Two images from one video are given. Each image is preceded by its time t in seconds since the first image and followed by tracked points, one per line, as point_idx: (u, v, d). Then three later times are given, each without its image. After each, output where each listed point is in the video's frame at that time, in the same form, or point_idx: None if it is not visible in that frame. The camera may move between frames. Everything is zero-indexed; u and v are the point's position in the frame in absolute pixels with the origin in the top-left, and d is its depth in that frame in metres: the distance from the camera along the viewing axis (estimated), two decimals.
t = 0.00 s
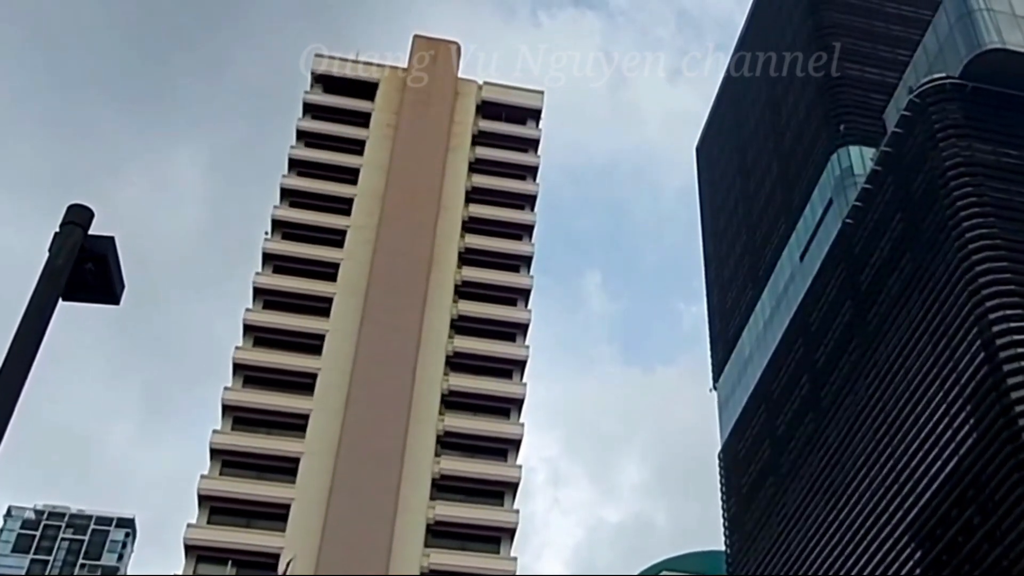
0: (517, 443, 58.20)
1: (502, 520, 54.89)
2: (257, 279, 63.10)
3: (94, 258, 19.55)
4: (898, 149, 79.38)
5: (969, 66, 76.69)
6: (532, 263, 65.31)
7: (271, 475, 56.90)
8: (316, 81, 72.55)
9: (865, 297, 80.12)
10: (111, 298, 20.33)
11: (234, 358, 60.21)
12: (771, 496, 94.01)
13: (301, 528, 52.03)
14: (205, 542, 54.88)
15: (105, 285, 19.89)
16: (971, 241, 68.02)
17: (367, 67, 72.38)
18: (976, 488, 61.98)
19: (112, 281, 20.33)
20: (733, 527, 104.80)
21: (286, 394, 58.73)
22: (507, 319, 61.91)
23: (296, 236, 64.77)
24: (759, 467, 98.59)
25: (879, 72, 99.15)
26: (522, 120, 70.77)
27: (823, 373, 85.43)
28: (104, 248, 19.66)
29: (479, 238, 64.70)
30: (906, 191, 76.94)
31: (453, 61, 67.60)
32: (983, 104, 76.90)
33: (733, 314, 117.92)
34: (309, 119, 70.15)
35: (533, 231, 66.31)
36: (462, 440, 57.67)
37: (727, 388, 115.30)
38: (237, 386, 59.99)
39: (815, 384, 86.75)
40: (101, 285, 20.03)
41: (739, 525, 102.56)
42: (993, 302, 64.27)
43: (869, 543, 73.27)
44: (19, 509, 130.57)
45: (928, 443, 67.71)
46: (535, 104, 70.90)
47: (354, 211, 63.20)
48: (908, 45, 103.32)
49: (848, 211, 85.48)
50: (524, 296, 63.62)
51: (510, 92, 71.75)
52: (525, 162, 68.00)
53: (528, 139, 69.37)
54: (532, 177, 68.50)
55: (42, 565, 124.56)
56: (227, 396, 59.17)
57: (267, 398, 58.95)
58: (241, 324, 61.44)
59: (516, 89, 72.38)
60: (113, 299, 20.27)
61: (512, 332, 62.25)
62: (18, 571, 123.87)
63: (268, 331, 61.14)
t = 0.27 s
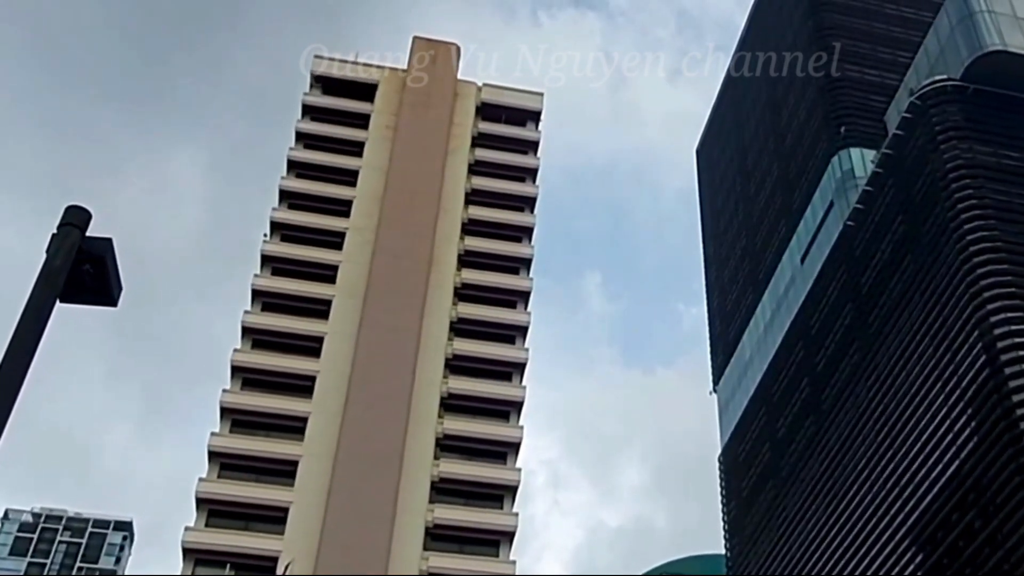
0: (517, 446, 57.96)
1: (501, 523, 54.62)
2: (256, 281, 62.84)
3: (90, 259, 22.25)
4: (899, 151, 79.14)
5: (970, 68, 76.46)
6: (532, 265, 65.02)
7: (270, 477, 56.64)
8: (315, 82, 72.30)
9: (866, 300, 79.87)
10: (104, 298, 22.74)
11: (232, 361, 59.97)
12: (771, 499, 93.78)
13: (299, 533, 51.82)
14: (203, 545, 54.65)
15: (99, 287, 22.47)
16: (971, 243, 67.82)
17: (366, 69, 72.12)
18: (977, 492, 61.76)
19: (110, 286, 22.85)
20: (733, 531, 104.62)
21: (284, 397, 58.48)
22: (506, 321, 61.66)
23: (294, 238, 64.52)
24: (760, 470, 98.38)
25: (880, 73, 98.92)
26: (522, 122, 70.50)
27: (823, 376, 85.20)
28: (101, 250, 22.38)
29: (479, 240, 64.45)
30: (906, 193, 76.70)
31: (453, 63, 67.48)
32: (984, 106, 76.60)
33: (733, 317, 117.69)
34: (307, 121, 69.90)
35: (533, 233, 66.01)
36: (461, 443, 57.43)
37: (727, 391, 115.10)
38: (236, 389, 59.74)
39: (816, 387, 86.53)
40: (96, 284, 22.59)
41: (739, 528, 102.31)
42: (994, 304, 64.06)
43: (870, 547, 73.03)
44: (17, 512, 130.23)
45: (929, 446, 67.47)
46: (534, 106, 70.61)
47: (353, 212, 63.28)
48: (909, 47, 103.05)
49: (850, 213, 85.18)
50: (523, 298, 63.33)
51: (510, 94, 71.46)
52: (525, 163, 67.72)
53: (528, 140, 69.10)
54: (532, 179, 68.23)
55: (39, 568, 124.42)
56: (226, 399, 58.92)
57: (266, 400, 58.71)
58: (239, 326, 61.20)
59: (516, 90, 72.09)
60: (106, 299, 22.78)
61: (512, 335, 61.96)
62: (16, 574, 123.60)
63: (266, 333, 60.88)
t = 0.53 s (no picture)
0: (516, 448, 57.75)
1: (500, 526, 54.39)
2: (254, 282, 62.62)
3: (87, 260, 21.96)
4: (899, 152, 78.95)
5: (972, 69, 76.24)
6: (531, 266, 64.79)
7: (267, 479, 56.40)
8: (314, 82, 72.08)
9: (866, 301, 79.65)
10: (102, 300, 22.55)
11: (230, 362, 59.74)
12: (771, 500, 93.57)
13: (297, 536, 51.59)
14: (201, 547, 54.39)
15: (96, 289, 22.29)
16: (972, 243, 67.66)
17: (365, 69, 71.91)
18: (977, 493, 61.57)
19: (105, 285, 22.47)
20: (732, 532, 104.52)
21: (282, 398, 58.25)
22: (506, 322, 61.43)
23: (293, 239, 64.29)
24: (760, 471, 98.18)
25: (880, 74, 98.77)
26: (521, 122, 70.28)
27: (824, 377, 84.98)
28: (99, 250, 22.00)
29: (478, 241, 64.22)
30: (907, 194, 76.49)
31: (452, 63, 67.34)
32: (986, 107, 76.39)
33: (733, 318, 117.53)
34: (306, 121, 69.66)
35: (532, 234, 65.80)
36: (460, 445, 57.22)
37: (727, 393, 114.95)
38: (234, 391, 59.51)
39: (816, 388, 86.33)
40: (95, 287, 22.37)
41: (739, 530, 102.10)
42: (995, 305, 63.87)
43: (871, 547, 72.78)
44: (14, 513, 129.88)
45: (930, 447, 67.26)
46: (534, 107, 70.42)
47: (352, 213, 63.09)
48: (910, 47, 102.89)
49: (850, 214, 84.90)
50: (523, 299, 63.12)
51: (509, 94, 71.24)
52: (524, 164, 67.49)
53: (527, 141, 68.88)
54: (532, 179, 68.02)
55: (37, 570, 124.03)
56: (224, 401, 58.69)
57: (264, 402, 58.49)
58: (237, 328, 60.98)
59: (515, 91, 71.88)
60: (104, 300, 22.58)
61: (511, 336, 61.75)
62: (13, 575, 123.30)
63: (265, 334, 60.66)
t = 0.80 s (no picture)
0: (516, 449, 57.59)
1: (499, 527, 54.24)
2: (253, 283, 62.42)
3: (85, 258, 20.09)
4: (900, 153, 78.79)
5: (973, 69, 75.85)
6: (531, 267, 64.60)
7: (266, 481, 56.20)
8: (313, 82, 71.90)
9: (867, 302, 79.46)
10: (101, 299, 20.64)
11: (229, 363, 59.55)
12: (772, 502, 93.39)
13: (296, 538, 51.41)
14: (199, 548, 54.18)
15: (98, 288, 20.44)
16: (973, 244, 67.50)
17: (364, 69, 71.75)
18: (978, 495, 61.47)
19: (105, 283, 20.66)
20: (732, 533, 104.48)
21: (281, 400, 58.06)
22: (506, 323, 61.26)
23: (292, 239, 64.10)
24: (760, 472, 98.05)
25: (880, 74, 98.75)
26: (521, 123, 70.11)
27: (824, 378, 84.81)
28: (97, 250, 20.17)
29: (478, 242, 64.05)
30: (908, 195, 76.32)
31: (451, 63, 67.19)
32: (987, 108, 76.24)
33: (733, 319, 117.49)
34: (306, 121, 69.46)
35: (532, 234, 65.63)
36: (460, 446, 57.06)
37: (727, 395, 114.89)
38: (233, 392, 59.32)
39: (816, 389, 86.17)
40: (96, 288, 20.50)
41: (739, 532, 101.96)
42: (996, 307, 63.71)
43: (871, 551, 72.41)
44: (12, 514, 128.57)
45: (930, 449, 67.12)
46: (534, 107, 70.27)
47: (351, 214, 62.91)
48: (910, 48, 102.82)
49: (851, 215, 84.62)
50: (522, 300, 62.96)
51: (509, 94, 71.08)
52: (524, 165, 67.30)
53: (527, 142, 68.69)
54: (531, 180, 67.84)
55: (36, 572, 122.40)
56: (222, 401, 58.49)
57: (263, 403, 58.31)
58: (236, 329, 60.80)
59: (515, 91, 71.73)
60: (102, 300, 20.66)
61: (511, 337, 61.58)
62: None
63: (264, 335, 60.49)
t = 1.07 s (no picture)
0: (515, 448, 57.45)
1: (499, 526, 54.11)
2: (252, 281, 62.29)
3: (83, 254, 19.11)
4: (901, 151, 78.64)
5: (976, 67, 75.56)
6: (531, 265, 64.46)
7: (265, 479, 56.05)
8: (312, 80, 71.73)
9: (867, 301, 79.28)
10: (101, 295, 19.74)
11: (228, 362, 59.41)
12: (772, 501, 93.20)
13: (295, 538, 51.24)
14: (198, 547, 54.10)
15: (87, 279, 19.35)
16: (974, 243, 67.30)
17: (364, 67, 71.58)
18: (978, 494, 61.33)
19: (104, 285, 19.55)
20: (732, 532, 104.39)
21: (280, 398, 57.91)
22: (505, 322, 61.12)
23: (290, 237, 63.94)
24: (760, 471, 97.90)
25: (881, 72, 98.70)
26: (521, 120, 69.95)
27: (825, 378, 84.60)
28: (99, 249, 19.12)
29: (477, 240, 63.89)
30: (908, 193, 76.13)
31: (451, 61, 67.07)
32: (988, 106, 76.11)
33: (733, 318, 117.46)
34: (305, 119, 69.29)
35: (531, 232, 65.48)
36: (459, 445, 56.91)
37: (727, 395, 114.77)
38: (232, 390, 59.16)
39: (817, 389, 85.99)
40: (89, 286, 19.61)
41: (739, 532, 101.77)
42: (997, 306, 63.55)
43: (871, 551, 72.24)
44: (8, 514, 125.62)
45: (931, 448, 66.96)
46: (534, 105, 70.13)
47: (350, 212, 62.75)
48: (911, 46, 102.73)
49: (852, 214, 84.44)
50: (522, 298, 62.81)
51: (509, 92, 70.93)
52: (524, 163, 67.16)
53: (527, 139, 68.54)
54: (531, 178, 67.67)
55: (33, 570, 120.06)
56: (221, 400, 58.34)
57: (262, 401, 58.17)
58: (235, 327, 60.65)
59: (515, 89, 71.59)
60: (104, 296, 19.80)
61: (510, 336, 61.44)
62: None
63: (263, 334, 60.36)
